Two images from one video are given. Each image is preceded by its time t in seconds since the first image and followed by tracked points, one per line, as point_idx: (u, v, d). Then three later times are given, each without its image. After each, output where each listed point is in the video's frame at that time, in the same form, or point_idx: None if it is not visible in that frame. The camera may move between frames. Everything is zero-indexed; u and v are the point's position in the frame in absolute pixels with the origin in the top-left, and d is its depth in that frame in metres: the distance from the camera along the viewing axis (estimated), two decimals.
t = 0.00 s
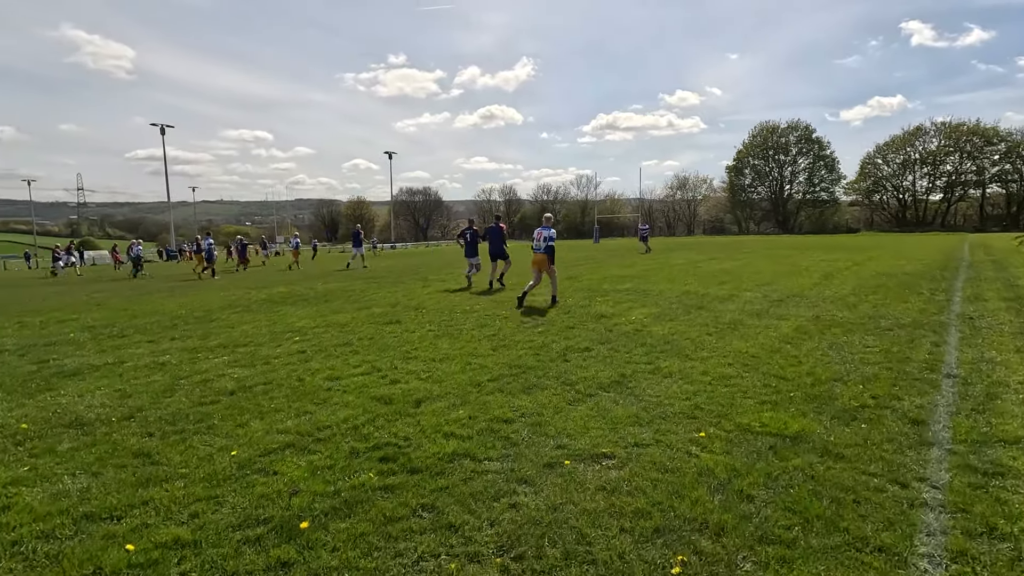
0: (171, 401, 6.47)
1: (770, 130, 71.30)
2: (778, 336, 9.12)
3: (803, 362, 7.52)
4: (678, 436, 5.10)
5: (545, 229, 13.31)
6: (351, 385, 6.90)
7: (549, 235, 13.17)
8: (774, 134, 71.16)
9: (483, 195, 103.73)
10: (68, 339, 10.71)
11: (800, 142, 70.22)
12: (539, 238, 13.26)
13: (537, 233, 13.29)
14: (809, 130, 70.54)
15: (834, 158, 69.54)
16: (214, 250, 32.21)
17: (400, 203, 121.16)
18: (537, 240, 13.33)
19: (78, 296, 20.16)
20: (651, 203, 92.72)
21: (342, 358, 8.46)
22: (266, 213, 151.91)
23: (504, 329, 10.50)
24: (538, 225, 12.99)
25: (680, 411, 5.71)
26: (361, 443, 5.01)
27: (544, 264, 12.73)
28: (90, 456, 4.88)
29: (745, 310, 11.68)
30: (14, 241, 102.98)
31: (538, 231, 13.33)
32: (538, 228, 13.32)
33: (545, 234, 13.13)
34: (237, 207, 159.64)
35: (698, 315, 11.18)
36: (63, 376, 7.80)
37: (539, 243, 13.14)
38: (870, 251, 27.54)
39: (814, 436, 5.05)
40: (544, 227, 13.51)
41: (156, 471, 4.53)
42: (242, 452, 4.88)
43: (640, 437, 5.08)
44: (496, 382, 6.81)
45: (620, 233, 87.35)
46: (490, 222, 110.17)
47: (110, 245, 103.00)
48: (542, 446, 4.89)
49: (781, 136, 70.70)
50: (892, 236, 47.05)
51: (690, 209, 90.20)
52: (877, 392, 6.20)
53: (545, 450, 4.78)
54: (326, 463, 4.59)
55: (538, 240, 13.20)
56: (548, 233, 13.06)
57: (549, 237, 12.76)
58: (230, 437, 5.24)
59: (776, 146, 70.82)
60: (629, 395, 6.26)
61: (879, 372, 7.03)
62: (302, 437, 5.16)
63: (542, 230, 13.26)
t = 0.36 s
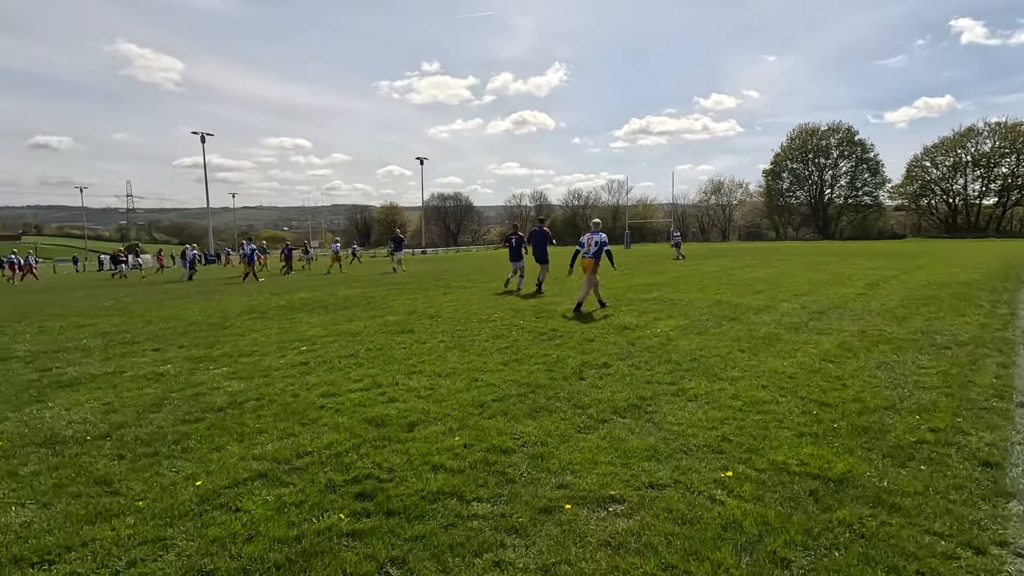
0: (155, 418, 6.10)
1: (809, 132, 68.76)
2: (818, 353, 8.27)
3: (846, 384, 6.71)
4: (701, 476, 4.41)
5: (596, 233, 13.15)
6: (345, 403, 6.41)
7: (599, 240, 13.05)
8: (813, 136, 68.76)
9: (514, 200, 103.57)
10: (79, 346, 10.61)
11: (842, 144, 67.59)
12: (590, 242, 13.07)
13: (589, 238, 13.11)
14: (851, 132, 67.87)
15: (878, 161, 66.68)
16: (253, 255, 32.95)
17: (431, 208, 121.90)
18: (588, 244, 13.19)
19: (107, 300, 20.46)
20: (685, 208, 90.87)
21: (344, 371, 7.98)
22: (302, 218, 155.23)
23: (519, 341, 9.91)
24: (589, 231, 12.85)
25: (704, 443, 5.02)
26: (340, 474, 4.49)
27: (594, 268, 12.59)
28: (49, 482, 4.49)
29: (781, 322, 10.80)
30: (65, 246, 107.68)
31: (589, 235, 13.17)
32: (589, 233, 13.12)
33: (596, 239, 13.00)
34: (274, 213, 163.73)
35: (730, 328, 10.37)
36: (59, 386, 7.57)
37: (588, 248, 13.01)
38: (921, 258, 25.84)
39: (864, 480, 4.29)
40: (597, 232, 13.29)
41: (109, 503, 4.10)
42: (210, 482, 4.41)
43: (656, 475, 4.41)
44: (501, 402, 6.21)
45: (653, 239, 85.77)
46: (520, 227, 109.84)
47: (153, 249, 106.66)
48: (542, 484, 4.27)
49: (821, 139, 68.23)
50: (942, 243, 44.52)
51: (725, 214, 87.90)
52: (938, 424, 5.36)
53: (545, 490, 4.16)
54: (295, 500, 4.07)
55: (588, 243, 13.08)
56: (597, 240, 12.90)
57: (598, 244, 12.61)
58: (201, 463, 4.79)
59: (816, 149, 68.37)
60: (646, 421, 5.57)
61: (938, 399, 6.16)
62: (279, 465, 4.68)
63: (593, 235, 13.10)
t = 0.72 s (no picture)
0: (139, 438, 5.79)
1: (861, 129, 65.47)
2: (865, 376, 7.40)
3: (898, 416, 5.87)
4: (719, 538, 3.73)
5: (650, 236, 13.18)
6: (336, 427, 5.96)
7: (654, 243, 13.05)
8: (865, 133, 65.44)
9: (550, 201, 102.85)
10: (97, 351, 10.59)
11: (896, 141, 64.06)
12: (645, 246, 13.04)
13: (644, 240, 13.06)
14: (906, 128, 64.25)
15: (936, 158, 62.88)
16: (300, 255, 33.65)
17: (468, 209, 122.21)
18: (642, 247, 13.16)
19: (143, 301, 20.85)
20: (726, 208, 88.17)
21: (345, 387, 7.56)
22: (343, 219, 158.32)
23: (535, 354, 9.33)
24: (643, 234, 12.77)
25: (725, 492, 4.34)
26: (306, 520, 4.01)
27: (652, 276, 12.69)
28: (4, 516, 4.18)
29: (824, 337, 9.89)
30: (120, 246, 112.71)
31: (642, 238, 13.18)
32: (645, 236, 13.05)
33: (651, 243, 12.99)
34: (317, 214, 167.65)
35: (768, 344, 9.50)
36: (59, 397, 7.42)
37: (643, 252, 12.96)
38: (986, 263, 23.79)
39: (920, 553, 3.53)
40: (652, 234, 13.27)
41: (51, 547, 3.73)
42: (165, 523, 4.00)
43: (665, 534, 3.78)
44: (503, 431, 5.64)
45: (692, 241, 83.51)
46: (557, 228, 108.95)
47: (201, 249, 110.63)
48: (529, 543, 3.68)
49: (874, 136, 64.86)
50: (1008, 246, 41.35)
51: (769, 214, 84.82)
52: (1014, 476, 4.49)
53: (531, 551, 3.58)
54: (249, 552, 3.61)
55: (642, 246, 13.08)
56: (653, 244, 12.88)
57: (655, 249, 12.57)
58: (164, 498, 4.39)
59: (867, 146, 65.04)
60: (661, 460, 4.91)
61: (1013, 441, 5.24)
62: (244, 505, 4.24)
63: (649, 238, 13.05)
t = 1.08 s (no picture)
0: (129, 454, 5.57)
1: (909, 127, 62.47)
2: (914, 399, 6.68)
3: (953, 450, 5.21)
4: None
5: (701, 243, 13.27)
6: (331, 446, 5.63)
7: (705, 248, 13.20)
8: (913, 131, 62.44)
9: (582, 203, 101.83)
10: (115, 355, 10.60)
11: (947, 139, 60.88)
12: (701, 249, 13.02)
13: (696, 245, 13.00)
14: (958, 126, 60.97)
15: (990, 157, 59.48)
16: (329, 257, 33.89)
17: (499, 211, 122.05)
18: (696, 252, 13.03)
19: (173, 302, 21.15)
20: (764, 210, 85.71)
21: (349, 401, 7.23)
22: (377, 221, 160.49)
23: (552, 366, 8.86)
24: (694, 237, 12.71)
25: (748, 541, 3.81)
26: (277, 560, 3.66)
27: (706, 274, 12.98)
28: None
29: (867, 352, 9.13)
30: (164, 247, 116.60)
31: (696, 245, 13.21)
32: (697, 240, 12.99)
33: (705, 245, 12.91)
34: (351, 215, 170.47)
35: (804, 359, 8.81)
36: (64, 406, 7.33)
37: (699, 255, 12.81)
38: None
39: None
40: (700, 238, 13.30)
41: None
42: (128, 558, 3.71)
43: None
44: (506, 457, 5.22)
45: (728, 243, 81.36)
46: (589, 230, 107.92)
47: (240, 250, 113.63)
48: None
49: (922, 134, 61.80)
50: None
51: (809, 216, 81.90)
52: None
53: None
54: None
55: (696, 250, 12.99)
56: (708, 245, 12.79)
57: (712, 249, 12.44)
58: (135, 527, 4.11)
59: (915, 145, 62.03)
60: (678, 497, 4.39)
61: None
62: (215, 539, 3.92)
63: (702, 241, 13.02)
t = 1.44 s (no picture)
0: (96, 460, 5.35)
1: (950, 123, 59.69)
2: (945, 415, 6.06)
3: (987, 475, 4.61)
4: None
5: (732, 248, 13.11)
6: (304, 457, 5.31)
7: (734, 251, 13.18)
8: (955, 127, 59.69)
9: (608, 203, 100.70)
10: (118, 354, 10.57)
11: (992, 135, 57.99)
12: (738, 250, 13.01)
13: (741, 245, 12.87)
14: (1004, 121, 58.02)
15: None
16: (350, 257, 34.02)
17: (523, 211, 121.54)
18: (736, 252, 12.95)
19: (191, 301, 21.34)
20: (796, 210, 83.28)
21: (334, 406, 6.92)
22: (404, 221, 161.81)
23: (553, 373, 8.41)
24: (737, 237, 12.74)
25: None
26: None
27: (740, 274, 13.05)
28: None
29: (895, 361, 8.44)
30: (197, 247, 119.62)
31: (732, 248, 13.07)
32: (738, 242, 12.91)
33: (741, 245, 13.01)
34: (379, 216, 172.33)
35: (825, 368, 8.16)
36: (51, 406, 7.21)
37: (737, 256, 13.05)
38: None
39: None
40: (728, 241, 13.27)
41: None
42: None
43: None
44: (484, 473, 4.83)
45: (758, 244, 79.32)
46: (614, 230, 106.68)
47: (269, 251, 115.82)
48: None
49: (965, 130, 59.00)
50: None
51: (843, 216, 79.18)
52: None
53: None
54: None
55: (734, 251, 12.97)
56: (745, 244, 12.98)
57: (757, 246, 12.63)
58: (75, 543, 3.84)
59: (957, 141, 59.26)
60: (666, 526, 3.94)
61: None
62: (152, 561, 3.62)
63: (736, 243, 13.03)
